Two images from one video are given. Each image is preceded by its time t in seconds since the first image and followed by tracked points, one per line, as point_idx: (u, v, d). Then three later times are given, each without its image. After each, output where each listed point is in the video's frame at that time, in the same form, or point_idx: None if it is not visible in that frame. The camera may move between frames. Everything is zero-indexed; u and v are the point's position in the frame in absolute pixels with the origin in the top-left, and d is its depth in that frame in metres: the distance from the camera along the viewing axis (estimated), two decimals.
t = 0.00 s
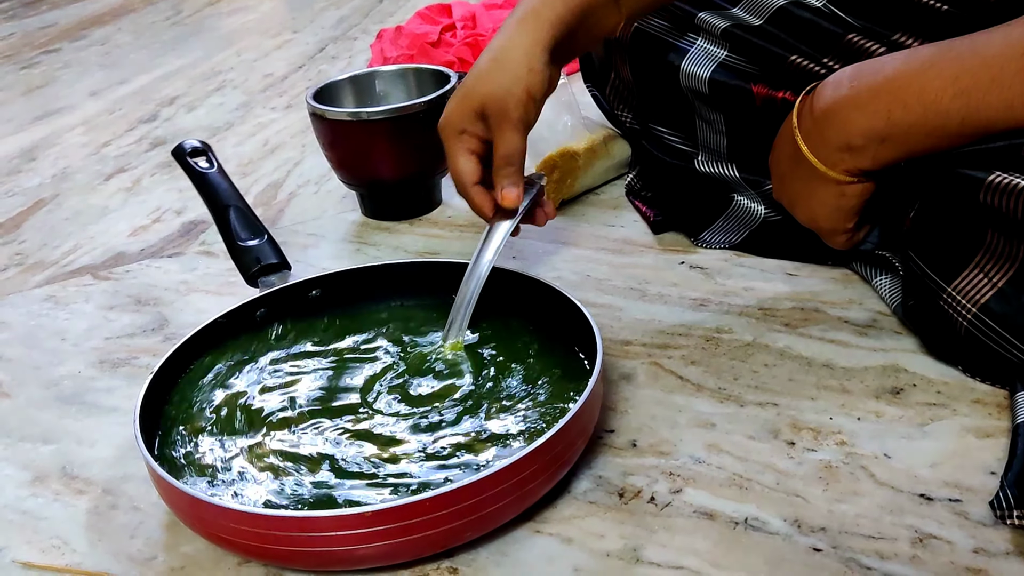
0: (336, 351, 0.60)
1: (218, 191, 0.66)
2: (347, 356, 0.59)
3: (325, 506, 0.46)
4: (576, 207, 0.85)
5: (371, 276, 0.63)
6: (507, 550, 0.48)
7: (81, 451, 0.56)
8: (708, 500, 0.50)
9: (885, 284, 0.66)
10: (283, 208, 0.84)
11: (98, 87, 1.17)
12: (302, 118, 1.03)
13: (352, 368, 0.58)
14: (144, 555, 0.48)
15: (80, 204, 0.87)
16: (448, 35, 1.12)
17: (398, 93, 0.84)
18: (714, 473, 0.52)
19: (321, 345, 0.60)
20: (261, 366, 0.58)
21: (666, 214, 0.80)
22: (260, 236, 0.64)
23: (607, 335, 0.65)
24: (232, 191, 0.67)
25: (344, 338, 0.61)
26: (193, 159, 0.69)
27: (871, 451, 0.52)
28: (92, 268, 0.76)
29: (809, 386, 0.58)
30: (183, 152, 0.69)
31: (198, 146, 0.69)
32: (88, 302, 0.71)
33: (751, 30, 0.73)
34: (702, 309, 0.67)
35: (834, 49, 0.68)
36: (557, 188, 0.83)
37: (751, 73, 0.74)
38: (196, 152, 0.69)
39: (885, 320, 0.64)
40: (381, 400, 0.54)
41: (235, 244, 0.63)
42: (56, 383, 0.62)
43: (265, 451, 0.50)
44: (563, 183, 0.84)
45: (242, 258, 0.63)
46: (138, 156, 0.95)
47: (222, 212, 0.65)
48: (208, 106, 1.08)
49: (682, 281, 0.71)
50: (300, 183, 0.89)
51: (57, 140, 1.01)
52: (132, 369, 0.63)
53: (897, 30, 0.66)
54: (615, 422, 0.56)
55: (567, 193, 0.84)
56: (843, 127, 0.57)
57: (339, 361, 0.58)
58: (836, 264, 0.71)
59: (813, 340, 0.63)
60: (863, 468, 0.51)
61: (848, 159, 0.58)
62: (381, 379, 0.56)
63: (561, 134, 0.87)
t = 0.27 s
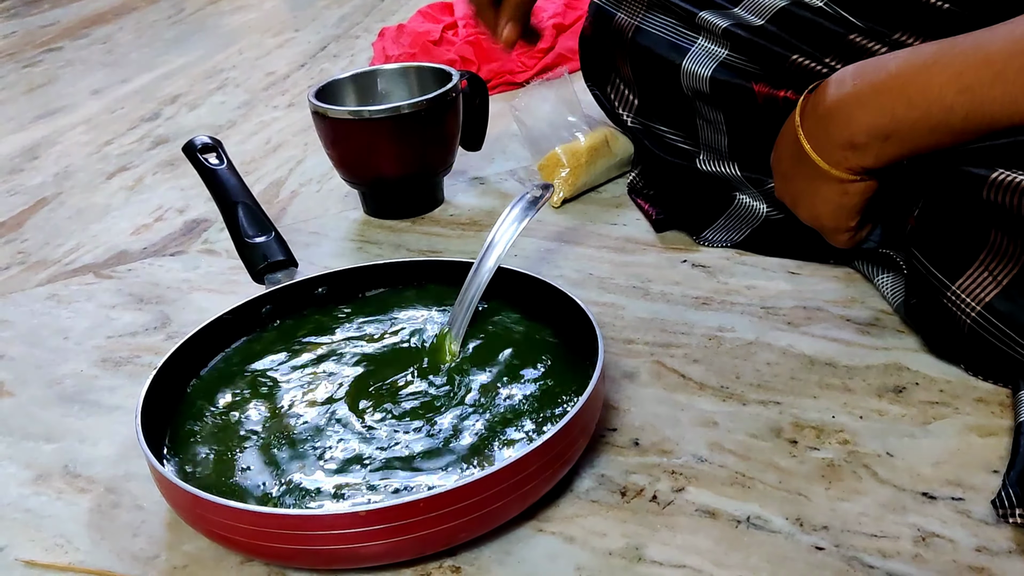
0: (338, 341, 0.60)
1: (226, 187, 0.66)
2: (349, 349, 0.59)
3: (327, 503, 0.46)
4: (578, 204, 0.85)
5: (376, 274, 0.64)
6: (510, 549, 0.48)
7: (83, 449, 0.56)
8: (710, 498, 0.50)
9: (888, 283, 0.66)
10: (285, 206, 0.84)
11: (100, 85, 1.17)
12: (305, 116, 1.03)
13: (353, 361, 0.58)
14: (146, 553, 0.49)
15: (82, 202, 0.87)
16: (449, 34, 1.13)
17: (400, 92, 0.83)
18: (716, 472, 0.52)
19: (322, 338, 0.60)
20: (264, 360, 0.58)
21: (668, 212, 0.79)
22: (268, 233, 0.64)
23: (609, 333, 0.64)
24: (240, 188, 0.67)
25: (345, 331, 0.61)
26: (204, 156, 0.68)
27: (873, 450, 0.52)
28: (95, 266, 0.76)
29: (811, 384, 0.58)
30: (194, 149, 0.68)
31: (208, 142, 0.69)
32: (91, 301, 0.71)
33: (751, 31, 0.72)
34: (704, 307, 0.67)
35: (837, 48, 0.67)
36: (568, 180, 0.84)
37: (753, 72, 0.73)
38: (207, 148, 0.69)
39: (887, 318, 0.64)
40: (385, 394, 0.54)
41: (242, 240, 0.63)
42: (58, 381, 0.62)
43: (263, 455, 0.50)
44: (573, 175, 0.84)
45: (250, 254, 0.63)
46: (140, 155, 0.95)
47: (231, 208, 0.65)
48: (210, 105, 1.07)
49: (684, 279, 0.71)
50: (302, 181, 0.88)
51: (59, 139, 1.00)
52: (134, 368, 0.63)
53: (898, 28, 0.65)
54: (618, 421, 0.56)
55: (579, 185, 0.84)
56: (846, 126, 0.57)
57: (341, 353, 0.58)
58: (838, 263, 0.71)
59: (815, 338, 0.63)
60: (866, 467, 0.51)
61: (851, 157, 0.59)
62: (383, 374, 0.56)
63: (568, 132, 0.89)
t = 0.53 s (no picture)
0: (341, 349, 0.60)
1: (227, 185, 0.66)
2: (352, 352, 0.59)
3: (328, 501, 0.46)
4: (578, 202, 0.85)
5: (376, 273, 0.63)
6: (510, 547, 0.48)
7: (84, 448, 0.56)
8: (711, 497, 0.50)
9: (887, 282, 0.66)
10: (286, 204, 0.84)
11: (101, 84, 1.17)
12: (306, 115, 1.03)
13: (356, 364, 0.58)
14: (147, 552, 0.49)
15: (83, 201, 0.87)
16: (450, 33, 1.12)
17: (401, 90, 0.83)
18: (717, 471, 0.52)
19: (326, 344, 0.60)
20: (266, 362, 0.58)
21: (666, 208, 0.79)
22: (269, 231, 0.64)
23: (610, 332, 0.64)
24: (241, 186, 0.67)
25: (350, 335, 0.61)
26: (205, 154, 0.68)
27: (873, 448, 0.52)
28: (96, 265, 0.76)
29: (812, 383, 0.58)
30: (195, 146, 0.68)
31: (209, 140, 0.69)
32: (92, 300, 0.71)
33: (756, 27, 0.72)
34: (705, 306, 0.67)
35: (840, 46, 0.67)
36: (570, 175, 0.84)
37: (756, 70, 0.73)
38: (207, 145, 0.68)
39: (888, 317, 0.64)
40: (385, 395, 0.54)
41: (243, 238, 0.63)
42: (59, 380, 0.62)
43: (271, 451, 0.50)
44: (575, 170, 0.84)
45: (251, 253, 0.63)
46: (142, 154, 0.95)
47: (232, 207, 0.65)
48: (211, 103, 1.07)
49: (685, 277, 0.71)
50: (303, 179, 0.88)
51: (60, 138, 1.00)
52: (135, 367, 0.63)
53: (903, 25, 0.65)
54: (618, 419, 0.56)
55: (581, 180, 0.84)
56: (848, 123, 0.57)
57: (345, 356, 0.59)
58: (838, 263, 0.71)
59: (815, 337, 0.62)
60: (866, 465, 0.51)
61: (852, 155, 0.59)
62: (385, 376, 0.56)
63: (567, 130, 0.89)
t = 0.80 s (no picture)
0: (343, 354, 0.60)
1: (228, 183, 0.66)
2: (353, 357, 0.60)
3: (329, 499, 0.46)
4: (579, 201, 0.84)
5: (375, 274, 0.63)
6: (512, 545, 0.48)
7: (86, 447, 0.56)
8: (712, 494, 0.50)
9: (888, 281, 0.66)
10: (287, 202, 0.84)
11: (102, 82, 1.17)
12: (306, 113, 1.03)
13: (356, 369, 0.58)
14: (149, 550, 0.49)
15: (85, 199, 0.87)
16: (451, 31, 1.12)
17: (402, 88, 0.83)
18: (718, 469, 0.52)
19: (327, 347, 0.61)
20: (266, 366, 0.59)
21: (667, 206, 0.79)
22: (269, 229, 0.64)
23: (611, 330, 0.64)
24: (243, 184, 0.67)
25: (352, 338, 0.61)
26: (206, 152, 0.68)
27: (875, 446, 0.52)
28: (97, 263, 0.76)
29: (813, 381, 0.58)
30: (196, 145, 0.68)
31: (210, 138, 0.69)
32: (93, 298, 0.71)
33: (755, 29, 0.71)
34: (706, 304, 0.66)
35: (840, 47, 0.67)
36: (571, 173, 0.84)
37: (753, 71, 0.72)
38: (208, 144, 0.68)
39: (889, 315, 0.64)
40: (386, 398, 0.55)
41: (245, 237, 0.63)
42: (61, 378, 0.62)
43: (273, 452, 0.50)
44: (576, 167, 0.84)
45: (252, 251, 0.63)
46: (143, 152, 0.95)
47: (233, 205, 0.65)
48: (212, 101, 1.07)
49: (686, 275, 0.70)
50: (304, 178, 0.88)
51: (61, 136, 1.00)
52: (137, 365, 0.63)
53: (906, 22, 0.65)
54: (619, 417, 0.56)
55: (582, 179, 0.84)
56: (851, 124, 0.58)
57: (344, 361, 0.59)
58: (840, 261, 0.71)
59: (817, 335, 0.62)
60: (868, 463, 0.51)
61: (855, 156, 0.59)
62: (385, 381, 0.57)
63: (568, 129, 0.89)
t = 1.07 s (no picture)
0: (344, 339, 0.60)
1: (231, 179, 0.66)
2: (356, 342, 0.59)
3: (332, 493, 0.46)
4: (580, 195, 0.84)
5: (379, 266, 0.63)
6: (515, 539, 0.48)
7: (90, 442, 0.56)
8: (715, 488, 0.50)
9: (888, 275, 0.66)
10: (289, 198, 0.84)
11: (102, 78, 1.17)
12: (307, 108, 1.03)
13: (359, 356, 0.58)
14: (153, 545, 0.49)
15: (86, 195, 0.87)
16: (452, 26, 1.12)
17: (403, 84, 0.83)
18: (721, 463, 0.52)
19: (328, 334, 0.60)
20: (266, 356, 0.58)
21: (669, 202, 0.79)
22: (272, 225, 0.64)
23: (613, 324, 0.64)
24: (245, 181, 0.67)
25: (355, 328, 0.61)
26: (208, 148, 0.68)
27: (877, 440, 0.53)
28: (99, 259, 0.76)
29: (815, 374, 0.58)
30: (198, 141, 0.68)
31: (212, 135, 0.69)
32: (95, 294, 0.71)
33: (757, 24, 0.71)
34: (708, 298, 0.66)
35: (843, 42, 0.66)
36: (575, 168, 0.84)
37: (754, 66, 0.72)
38: (210, 140, 0.69)
39: (891, 309, 0.64)
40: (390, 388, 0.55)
41: (247, 233, 0.63)
42: (63, 373, 0.62)
43: (276, 441, 0.50)
44: (578, 162, 0.84)
45: (254, 247, 0.63)
46: (144, 148, 0.95)
47: (235, 201, 0.65)
48: (213, 97, 1.07)
49: (688, 269, 0.70)
50: (305, 173, 0.88)
51: (62, 132, 1.00)
52: (139, 361, 0.63)
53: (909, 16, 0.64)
54: (622, 412, 0.56)
55: (585, 173, 0.84)
56: (851, 119, 0.58)
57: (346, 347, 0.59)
58: (840, 255, 0.71)
59: (819, 329, 0.62)
60: (870, 457, 0.51)
61: (854, 150, 0.59)
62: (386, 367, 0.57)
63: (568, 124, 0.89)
